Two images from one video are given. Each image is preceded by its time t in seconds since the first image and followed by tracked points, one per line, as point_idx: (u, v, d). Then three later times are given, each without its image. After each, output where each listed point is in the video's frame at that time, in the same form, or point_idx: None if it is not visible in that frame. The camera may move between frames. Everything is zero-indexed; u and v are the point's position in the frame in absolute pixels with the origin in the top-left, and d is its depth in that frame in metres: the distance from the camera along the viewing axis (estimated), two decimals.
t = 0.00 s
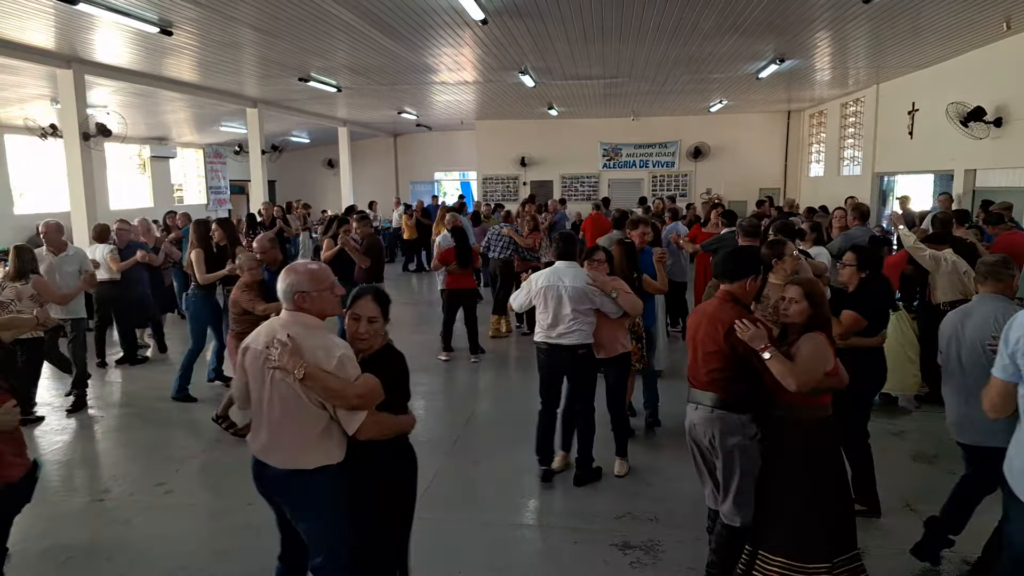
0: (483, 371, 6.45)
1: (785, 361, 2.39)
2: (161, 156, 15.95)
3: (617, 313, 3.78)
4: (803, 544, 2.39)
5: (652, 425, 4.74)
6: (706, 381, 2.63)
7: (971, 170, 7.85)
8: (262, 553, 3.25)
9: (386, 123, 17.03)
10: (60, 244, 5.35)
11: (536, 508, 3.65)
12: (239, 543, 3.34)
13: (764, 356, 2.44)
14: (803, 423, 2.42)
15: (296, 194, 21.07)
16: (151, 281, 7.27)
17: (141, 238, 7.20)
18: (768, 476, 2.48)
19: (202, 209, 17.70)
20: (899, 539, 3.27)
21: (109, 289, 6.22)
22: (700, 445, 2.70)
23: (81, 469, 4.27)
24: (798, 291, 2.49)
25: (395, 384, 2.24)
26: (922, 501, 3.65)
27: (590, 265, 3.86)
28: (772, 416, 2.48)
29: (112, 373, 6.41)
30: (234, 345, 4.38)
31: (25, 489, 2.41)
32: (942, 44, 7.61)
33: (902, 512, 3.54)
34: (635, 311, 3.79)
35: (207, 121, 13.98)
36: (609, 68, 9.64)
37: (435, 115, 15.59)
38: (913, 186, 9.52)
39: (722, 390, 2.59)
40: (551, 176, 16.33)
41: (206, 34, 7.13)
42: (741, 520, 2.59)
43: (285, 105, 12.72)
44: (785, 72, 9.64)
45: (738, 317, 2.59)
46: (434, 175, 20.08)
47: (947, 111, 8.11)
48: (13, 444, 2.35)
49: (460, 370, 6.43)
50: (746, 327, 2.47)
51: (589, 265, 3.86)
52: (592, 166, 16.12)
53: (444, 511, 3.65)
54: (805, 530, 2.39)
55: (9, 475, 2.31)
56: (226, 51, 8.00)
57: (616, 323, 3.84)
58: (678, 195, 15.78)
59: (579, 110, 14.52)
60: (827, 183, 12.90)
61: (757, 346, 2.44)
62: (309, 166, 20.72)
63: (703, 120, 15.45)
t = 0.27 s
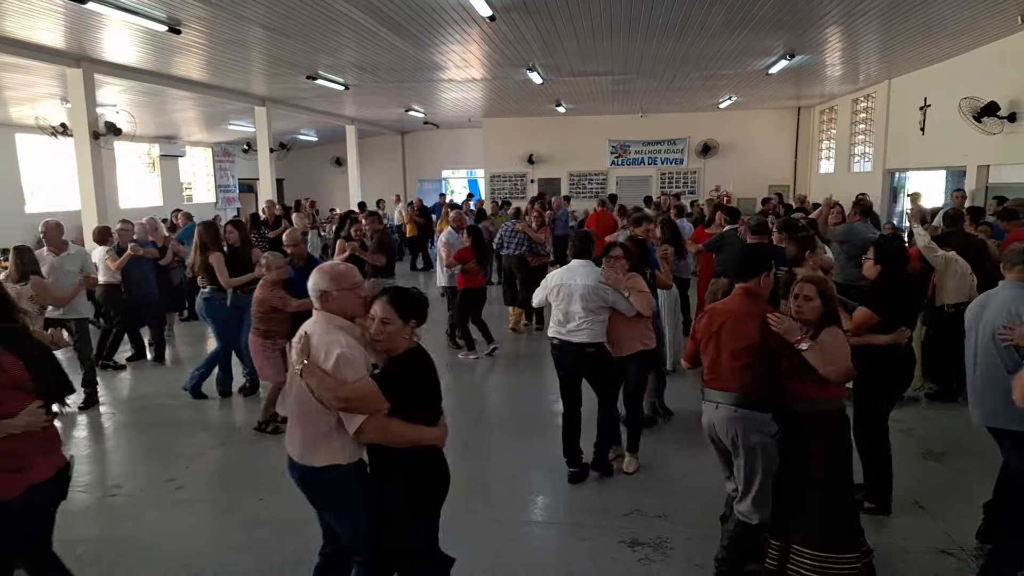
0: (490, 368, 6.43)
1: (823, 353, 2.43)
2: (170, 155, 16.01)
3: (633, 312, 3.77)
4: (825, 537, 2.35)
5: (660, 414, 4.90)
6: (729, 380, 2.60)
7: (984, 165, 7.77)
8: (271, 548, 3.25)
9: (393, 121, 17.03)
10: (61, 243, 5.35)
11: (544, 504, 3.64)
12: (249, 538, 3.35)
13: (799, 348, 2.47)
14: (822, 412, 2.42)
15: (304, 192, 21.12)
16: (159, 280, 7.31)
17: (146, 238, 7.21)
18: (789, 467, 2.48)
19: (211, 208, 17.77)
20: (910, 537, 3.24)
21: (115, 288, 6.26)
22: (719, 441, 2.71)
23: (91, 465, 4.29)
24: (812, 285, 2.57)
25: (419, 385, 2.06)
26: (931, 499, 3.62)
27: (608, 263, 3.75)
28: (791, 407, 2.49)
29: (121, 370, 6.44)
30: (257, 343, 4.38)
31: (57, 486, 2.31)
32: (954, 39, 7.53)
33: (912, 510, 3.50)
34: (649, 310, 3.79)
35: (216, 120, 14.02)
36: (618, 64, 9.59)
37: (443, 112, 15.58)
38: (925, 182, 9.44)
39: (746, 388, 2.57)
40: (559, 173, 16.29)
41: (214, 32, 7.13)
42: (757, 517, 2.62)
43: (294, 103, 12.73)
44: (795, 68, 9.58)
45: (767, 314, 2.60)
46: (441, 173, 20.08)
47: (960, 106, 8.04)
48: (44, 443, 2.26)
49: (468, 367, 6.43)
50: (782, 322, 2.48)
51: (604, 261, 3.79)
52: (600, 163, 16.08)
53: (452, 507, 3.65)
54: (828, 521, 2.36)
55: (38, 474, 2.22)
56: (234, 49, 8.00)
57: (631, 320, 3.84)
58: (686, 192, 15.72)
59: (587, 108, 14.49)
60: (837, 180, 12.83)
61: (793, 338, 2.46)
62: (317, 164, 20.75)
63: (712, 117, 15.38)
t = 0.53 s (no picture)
0: (504, 364, 6.44)
1: (851, 351, 2.49)
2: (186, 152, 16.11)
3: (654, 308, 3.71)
4: (860, 521, 2.50)
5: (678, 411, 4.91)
6: (754, 379, 2.60)
7: (1005, 161, 7.67)
8: (287, 542, 3.27)
9: (406, 118, 17.05)
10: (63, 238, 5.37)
11: (558, 500, 3.63)
12: (265, 532, 3.37)
13: (827, 345, 2.52)
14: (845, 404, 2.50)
15: (318, 188, 21.20)
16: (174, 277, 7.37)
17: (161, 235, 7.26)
18: (812, 463, 2.53)
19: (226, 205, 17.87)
20: (929, 535, 3.20)
21: (131, 285, 6.32)
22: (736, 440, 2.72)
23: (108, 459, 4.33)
24: (831, 279, 2.62)
25: (427, 392, 1.86)
26: (949, 497, 3.58)
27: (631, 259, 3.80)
28: (810, 399, 2.55)
29: (137, 366, 6.50)
30: (286, 341, 4.43)
31: (109, 469, 2.34)
32: (974, 32, 7.43)
33: (929, 508, 3.47)
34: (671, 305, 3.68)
35: (231, 117, 14.09)
36: (632, 60, 9.55)
37: (456, 109, 15.57)
38: (944, 178, 9.33)
39: (771, 388, 2.57)
40: (572, 169, 16.25)
41: (229, 30, 7.17)
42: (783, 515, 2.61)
43: (308, 101, 12.77)
44: (811, 62, 9.49)
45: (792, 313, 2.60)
46: (454, 169, 20.09)
47: (980, 101, 7.93)
48: (99, 427, 2.31)
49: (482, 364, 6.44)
50: (809, 322, 2.49)
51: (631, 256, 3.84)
52: (613, 160, 16.01)
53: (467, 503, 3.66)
54: (862, 507, 2.50)
55: (88, 457, 2.26)
56: (249, 47, 8.04)
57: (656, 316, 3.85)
58: (701, 188, 15.63)
59: (600, 104, 14.43)
60: (854, 176, 12.71)
61: (822, 336, 2.50)
62: (330, 161, 20.82)
63: (727, 112, 15.28)
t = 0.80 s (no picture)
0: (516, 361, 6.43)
1: (862, 355, 2.49)
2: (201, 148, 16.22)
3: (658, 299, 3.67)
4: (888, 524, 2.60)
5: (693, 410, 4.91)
6: (768, 373, 2.64)
7: None
8: (300, 536, 3.29)
9: (420, 115, 17.07)
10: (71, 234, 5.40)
11: (570, 497, 3.63)
12: (278, 526, 3.39)
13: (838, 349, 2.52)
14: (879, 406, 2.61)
15: (331, 185, 21.27)
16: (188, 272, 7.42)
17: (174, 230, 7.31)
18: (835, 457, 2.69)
19: (241, 201, 17.98)
20: (947, 537, 3.17)
21: (147, 280, 6.38)
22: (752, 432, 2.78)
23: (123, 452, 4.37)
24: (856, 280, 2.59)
25: (433, 395, 1.73)
26: (967, 498, 3.54)
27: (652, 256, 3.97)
28: (841, 402, 2.65)
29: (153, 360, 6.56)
30: (310, 332, 4.43)
31: (162, 449, 2.37)
32: (993, 28, 7.33)
33: (947, 509, 3.43)
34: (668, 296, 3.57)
35: (245, 114, 14.16)
36: (646, 56, 9.51)
37: (469, 106, 15.57)
38: (962, 177, 9.22)
39: (782, 385, 2.61)
40: (585, 166, 16.21)
41: (244, 26, 7.20)
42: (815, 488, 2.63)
43: (322, 97, 12.81)
44: (828, 59, 9.40)
45: (808, 313, 2.59)
46: (467, 166, 20.10)
47: (999, 98, 7.83)
48: (152, 408, 2.34)
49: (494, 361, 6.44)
50: (823, 325, 2.50)
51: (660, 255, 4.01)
52: (627, 157, 15.95)
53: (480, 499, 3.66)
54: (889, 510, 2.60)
55: (147, 437, 2.30)
56: (264, 43, 8.08)
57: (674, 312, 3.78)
58: (715, 186, 15.55)
59: (614, 101, 14.38)
60: (870, 174, 12.60)
61: (834, 341, 2.49)
62: (344, 158, 20.88)
63: (742, 110, 15.19)
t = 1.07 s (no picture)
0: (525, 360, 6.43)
1: (875, 357, 2.47)
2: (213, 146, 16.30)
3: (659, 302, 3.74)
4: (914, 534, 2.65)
5: (720, 403, 4.97)
6: (786, 371, 2.69)
7: None
8: (308, 532, 3.30)
9: (430, 113, 17.09)
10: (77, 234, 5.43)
11: (578, 497, 3.63)
12: (287, 522, 3.40)
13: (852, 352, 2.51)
14: (904, 409, 2.61)
15: (342, 182, 21.33)
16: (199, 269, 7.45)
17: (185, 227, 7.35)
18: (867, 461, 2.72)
19: (252, 198, 18.06)
20: (959, 540, 3.14)
21: (158, 277, 6.42)
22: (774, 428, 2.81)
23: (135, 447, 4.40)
24: (888, 282, 2.58)
25: (455, 400, 1.73)
26: (981, 502, 3.50)
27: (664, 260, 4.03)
28: (867, 404, 2.67)
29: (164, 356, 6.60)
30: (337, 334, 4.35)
31: (191, 444, 2.44)
32: (1008, 27, 7.26)
33: (960, 513, 3.40)
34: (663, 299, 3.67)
35: (257, 112, 14.22)
36: (658, 55, 9.48)
37: (480, 104, 15.57)
38: (976, 177, 9.14)
39: (800, 382, 2.65)
40: (595, 165, 16.18)
41: (256, 24, 7.23)
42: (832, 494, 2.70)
43: (333, 95, 12.85)
44: (840, 58, 9.34)
45: (826, 312, 2.61)
46: (477, 164, 20.11)
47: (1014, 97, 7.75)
48: (185, 402, 2.42)
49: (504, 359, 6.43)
50: (837, 325, 2.52)
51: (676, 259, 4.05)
52: (637, 155, 15.91)
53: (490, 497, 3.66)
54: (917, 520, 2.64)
55: (181, 430, 2.39)
56: (276, 41, 8.11)
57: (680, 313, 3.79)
58: (725, 185, 15.49)
59: (625, 99, 14.35)
60: (882, 174, 12.52)
61: (846, 342, 2.50)
62: (354, 155, 20.93)
63: (754, 109, 15.13)
